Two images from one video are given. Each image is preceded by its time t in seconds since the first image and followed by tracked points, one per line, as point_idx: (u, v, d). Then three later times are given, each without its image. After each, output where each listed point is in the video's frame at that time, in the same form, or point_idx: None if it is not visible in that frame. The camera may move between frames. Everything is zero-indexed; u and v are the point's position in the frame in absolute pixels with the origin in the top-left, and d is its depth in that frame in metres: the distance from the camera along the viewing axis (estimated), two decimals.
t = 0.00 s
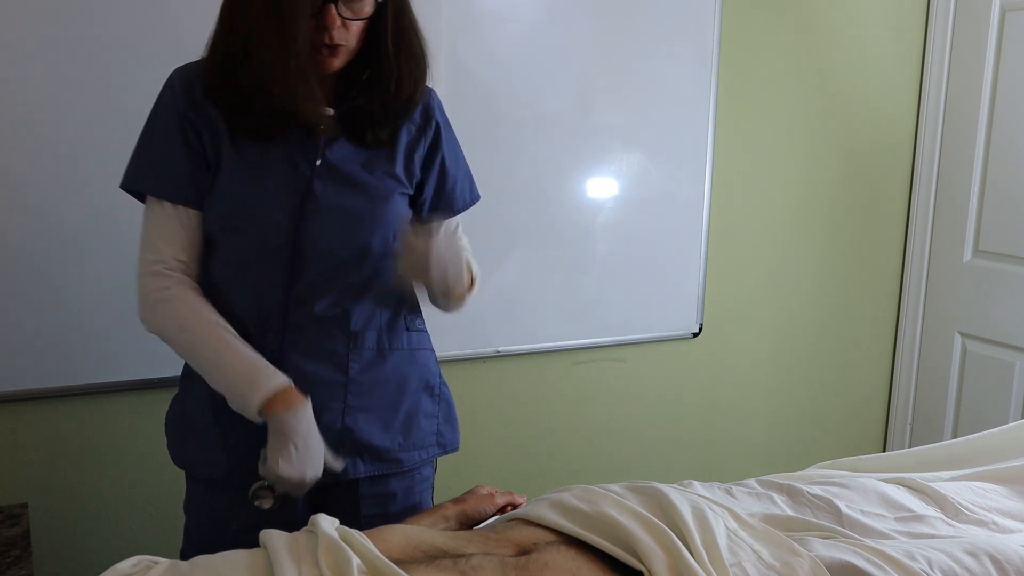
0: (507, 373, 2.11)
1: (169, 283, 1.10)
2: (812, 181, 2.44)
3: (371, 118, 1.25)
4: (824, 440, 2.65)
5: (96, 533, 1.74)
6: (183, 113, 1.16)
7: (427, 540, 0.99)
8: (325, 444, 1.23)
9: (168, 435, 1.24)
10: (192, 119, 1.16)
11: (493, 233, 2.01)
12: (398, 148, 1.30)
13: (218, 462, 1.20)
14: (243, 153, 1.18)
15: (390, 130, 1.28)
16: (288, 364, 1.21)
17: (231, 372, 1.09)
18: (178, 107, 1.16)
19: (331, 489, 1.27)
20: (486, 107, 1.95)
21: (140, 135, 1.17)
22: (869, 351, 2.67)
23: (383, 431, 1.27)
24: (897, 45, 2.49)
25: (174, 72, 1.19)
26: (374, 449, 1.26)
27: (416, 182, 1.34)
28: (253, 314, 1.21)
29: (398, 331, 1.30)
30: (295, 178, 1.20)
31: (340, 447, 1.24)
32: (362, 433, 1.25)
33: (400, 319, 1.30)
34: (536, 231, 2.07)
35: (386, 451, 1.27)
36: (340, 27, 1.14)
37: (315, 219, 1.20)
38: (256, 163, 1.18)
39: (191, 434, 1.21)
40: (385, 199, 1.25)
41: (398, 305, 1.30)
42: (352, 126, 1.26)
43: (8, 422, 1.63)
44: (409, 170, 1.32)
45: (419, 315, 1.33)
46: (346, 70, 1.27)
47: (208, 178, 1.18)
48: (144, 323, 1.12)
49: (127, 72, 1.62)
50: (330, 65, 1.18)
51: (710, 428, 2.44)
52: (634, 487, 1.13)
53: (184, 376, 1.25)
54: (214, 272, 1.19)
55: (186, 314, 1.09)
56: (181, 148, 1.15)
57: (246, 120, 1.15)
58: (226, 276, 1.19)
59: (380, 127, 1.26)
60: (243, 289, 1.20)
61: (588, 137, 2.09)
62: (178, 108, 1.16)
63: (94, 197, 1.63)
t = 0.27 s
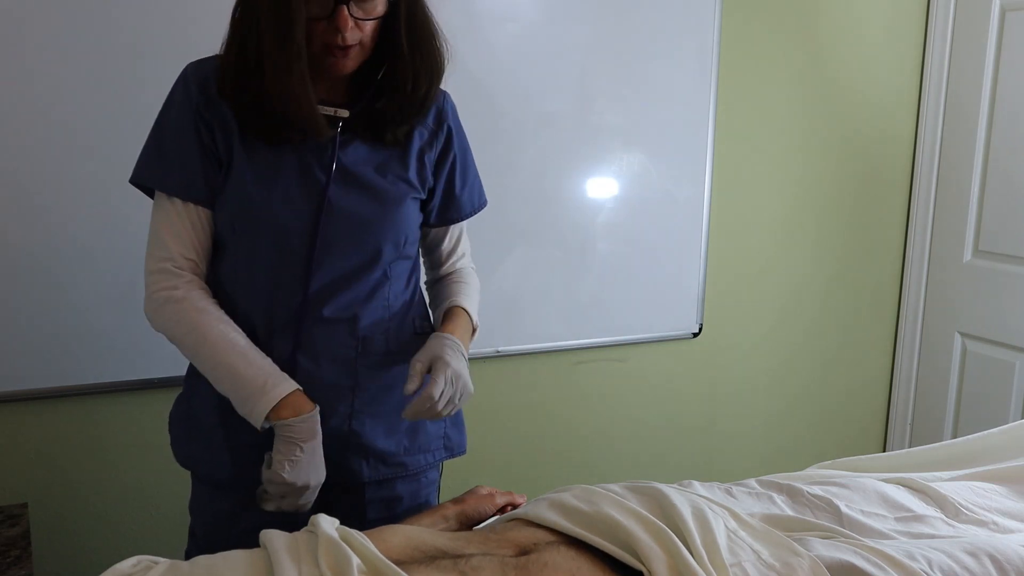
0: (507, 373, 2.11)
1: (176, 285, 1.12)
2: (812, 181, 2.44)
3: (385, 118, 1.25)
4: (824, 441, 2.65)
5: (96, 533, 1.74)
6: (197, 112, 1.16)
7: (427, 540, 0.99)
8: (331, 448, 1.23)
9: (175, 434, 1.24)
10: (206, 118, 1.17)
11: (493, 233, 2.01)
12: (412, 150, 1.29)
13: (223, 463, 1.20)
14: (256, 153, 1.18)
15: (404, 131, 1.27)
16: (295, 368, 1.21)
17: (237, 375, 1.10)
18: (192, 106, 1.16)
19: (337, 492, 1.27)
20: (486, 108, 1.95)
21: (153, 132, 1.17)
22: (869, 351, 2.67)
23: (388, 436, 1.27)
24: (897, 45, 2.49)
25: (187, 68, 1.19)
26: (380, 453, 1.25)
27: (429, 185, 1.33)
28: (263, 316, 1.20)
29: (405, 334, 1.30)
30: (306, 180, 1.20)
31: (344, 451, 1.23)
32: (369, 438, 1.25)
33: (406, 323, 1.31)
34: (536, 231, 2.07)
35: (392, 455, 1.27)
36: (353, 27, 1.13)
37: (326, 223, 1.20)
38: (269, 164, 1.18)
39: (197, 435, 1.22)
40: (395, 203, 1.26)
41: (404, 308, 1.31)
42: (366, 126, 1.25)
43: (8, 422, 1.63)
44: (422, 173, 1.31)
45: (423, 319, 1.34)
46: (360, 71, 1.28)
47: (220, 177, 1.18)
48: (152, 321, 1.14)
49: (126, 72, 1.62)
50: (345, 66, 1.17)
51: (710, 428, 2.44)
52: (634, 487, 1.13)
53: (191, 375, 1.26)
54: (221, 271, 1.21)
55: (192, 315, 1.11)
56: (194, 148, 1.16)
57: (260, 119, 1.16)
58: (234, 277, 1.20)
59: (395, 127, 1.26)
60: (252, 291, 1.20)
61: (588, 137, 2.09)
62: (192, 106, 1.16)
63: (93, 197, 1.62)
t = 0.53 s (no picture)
0: (507, 373, 2.10)
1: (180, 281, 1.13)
2: (812, 181, 2.44)
3: (390, 115, 1.25)
4: (824, 441, 2.65)
5: (96, 533, 1.74)
6: (201, 111, 1.17)
7: (427, 540, 0.99)
8: (331, 448, 1.23)
9: (178, 434, 1.25)
10: (211, 117, 1.17)
11: (493, 233, 2.01)
12: (419, 147, 1.29)
13: (224, 463, 1.20)
14: (262, 152, 1.18)
15: (409, 128, 1.27)
16: (298, 367, 1.21)
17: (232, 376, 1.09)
18: (197, 105, 1.17)
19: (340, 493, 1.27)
20: (486, 108, 1.95)
21: (158, 131, 1.18)
22: (869, 352, 2.67)
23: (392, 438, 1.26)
24: (897, 45, 2.49)
25: (194, 67, 1.20)
26: (379, 455, 1.25)
27: (435, 184, 1.33)
28: (268, 315, 1.20)
29: (411, 335, 1.30)
30: (311, 178, 1.20)
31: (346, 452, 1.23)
32: (368, 439, 1.24)
33: (410, 324, 1.30)
34: (536, 231, 2.07)
35: (394, 457, 1.26)
36: (355, 25, 1.13)
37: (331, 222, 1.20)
38: (273, 163, 1.19)
39: (199, 435, 1.21)
40: (400, 200, 1.25)
41: (410, 308, 1.31)
42: (371, 124, 1.25)
43: (8, 422, 1.63)
44: (429, 170, 1.31)
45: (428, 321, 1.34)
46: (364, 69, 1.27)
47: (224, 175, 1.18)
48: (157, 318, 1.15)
49: (126, 71, 1.61)
50: (346, 62, 1.17)
51: (710, 428, 2.44)
52: (634, 487, 1.13)
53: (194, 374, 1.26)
54: (225, 271, 1.21)
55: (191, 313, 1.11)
56: (198, 147, 1.16)
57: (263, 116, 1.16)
58: (238, 276, 1.20)
59: (398, 125, 1.26)
60: (257, 290, 1.20)
61: (588, 137, 2.09)
62: (197, 105, 1.17)
63: (93, 197, 1.62)
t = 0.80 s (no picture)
0: (507, 373, 2.10)
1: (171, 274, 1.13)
2: (812, 180, 2.44)
3: (390, 113, 1.25)
4: (825, 441, 2.65)
5: (96, 532, 1.74)
6: (200, 113, 1.17)
7: (427, 539, 0.99)
8: (341, 449, 1.22)
9: (188, 436, 1.25)
10: (210, 120, 1.17)
11: (493, 233, 2.01)
12: (419, 145, 1.29)
13: (236, 464, 1.20)
14: (262, 152, 1.18)
15: (409, 126, 1.27)
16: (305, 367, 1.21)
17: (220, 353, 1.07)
18: (195, 108, 1.17)
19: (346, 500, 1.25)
20: (485, 108, 1.95)
21: (158, 135, 1.18)
22: (869, 352, 2.67)
23: (401, 437, 1.26)
24: (897, 46, 2.49)
25: (194, 70, 1.21)
26: (391, 455, 1.24)
27: (437, 181, 1.33)
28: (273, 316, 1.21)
29: (416, 334, 1.29)
30: (313, 178, 1.20)
31: (355, 454, 1.22)
32: (379, 440, 1.24)
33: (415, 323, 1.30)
34: (536, 231, 2.07)
35: (402, 457, 1.26)
36: (353, 24, 1.13)
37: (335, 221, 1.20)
38: (274, 163, 1.19)
39: (210, 436, 1.21)
40: (402, 198, 1.24)
41: (416, 306, 1.31)
42: (371, 123, 1.25)
43: (7, 423, 1.63)
44: (430, 168, 1.31)
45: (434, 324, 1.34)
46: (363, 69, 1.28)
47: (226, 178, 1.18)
48: (151, 317, 1.14)
49: (126, 71, 1.61)
50: (345, 63, 1.17)
51: (710, 427, 2.44)
52: (634, 487, 1.13)
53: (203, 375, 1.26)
54: (232, 273, 1.22)
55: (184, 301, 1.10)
56: (197, 150, 1.17)
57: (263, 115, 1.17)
58: (243, 276, 1.21)
59: (399, 122, 1.25)
60: (262, 290, 1.20)
61: (587, 137, 2.09)
62: (196, 108, 1.17)
63: (93, 197, 1.62)
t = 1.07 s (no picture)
0: (507, 373, 2.10)
1: (174, 266, 1.14)
2: (812, 180, 2.44)
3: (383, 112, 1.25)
4: (825, 441, 2.65)
5: (96, 532, 1.73)
6: (196, 118, 1.17)
7: (427, 537, 0.99)
8: (344, 447, 1.21)
9: (191, 437, 1.25)
10: (205, 123, 1.17)
11: (493, 233, 2.02)
12: (414, 142, 1.29)
13: (238, 464, 1.20)
14: (259, 153, 1.18)
15: (403, 123, 1.27)
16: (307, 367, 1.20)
17: (223, 325, 1.07)
18: (190, 112, 1.17)
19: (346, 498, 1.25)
20: (486, 107, 1.95)
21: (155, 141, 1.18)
22: (869, 352, 2.67)
23: (402, 435, 1.26)
24: (897, 46, 2.49)
25: (188, 74, 1.21)
26: (393, 453, 1.25)
27: (434, 177, 1.33)
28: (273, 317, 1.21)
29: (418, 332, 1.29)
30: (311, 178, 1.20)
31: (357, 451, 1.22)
32: (382, 438, 1.23)
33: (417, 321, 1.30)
34: (536, 230, 2.07)
35: (404, 454, 1.26)
36: (348, 23, 1.13)
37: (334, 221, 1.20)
38: (271, 165, 1.19)
39: (212, 435, 1.22)
40: (400, 195, 1.24)
41: (416, 304, 1.31)
42: (365, 122, 1.25)
43: (7, 423, 1.63)
44: (426, 165, 1.31)
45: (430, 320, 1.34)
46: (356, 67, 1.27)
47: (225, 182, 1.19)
48: (161, 317, 1.13)
49: (126, 71, 1.61)
50: (339, 63, 1.17)
51: (710, 427, 2.44)
52: (634, 487, 1.13)
53: (205, 376, 1.26)
54: (234, 274, 1.22)
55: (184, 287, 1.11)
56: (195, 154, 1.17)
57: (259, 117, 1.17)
58: (245, 277, 1.21)
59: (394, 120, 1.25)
60: (264, 291, 1.20)
61: (587, 137, 2.09)
62: (192, 112, 1.17)
63: (93, 197, 1.62)
